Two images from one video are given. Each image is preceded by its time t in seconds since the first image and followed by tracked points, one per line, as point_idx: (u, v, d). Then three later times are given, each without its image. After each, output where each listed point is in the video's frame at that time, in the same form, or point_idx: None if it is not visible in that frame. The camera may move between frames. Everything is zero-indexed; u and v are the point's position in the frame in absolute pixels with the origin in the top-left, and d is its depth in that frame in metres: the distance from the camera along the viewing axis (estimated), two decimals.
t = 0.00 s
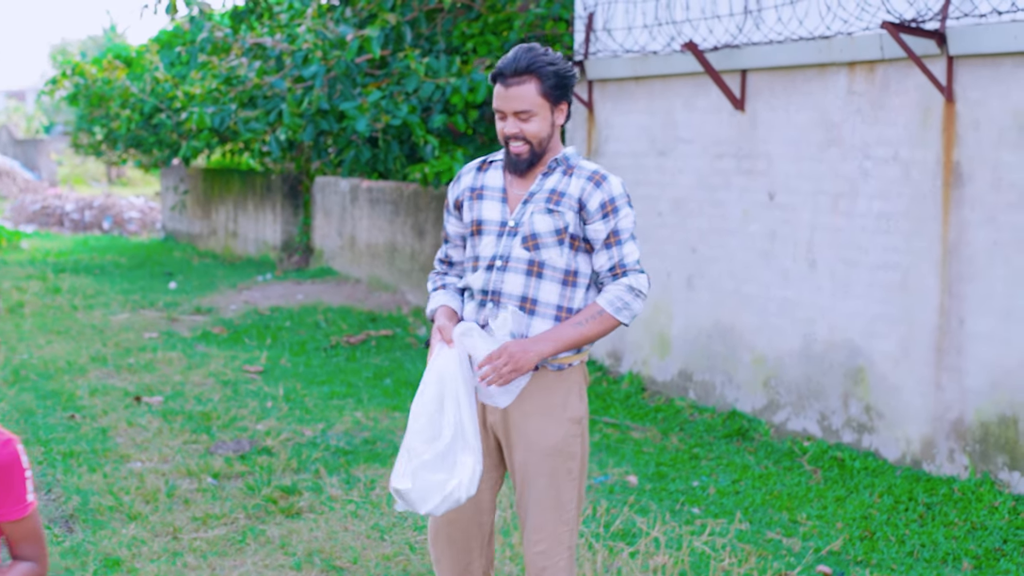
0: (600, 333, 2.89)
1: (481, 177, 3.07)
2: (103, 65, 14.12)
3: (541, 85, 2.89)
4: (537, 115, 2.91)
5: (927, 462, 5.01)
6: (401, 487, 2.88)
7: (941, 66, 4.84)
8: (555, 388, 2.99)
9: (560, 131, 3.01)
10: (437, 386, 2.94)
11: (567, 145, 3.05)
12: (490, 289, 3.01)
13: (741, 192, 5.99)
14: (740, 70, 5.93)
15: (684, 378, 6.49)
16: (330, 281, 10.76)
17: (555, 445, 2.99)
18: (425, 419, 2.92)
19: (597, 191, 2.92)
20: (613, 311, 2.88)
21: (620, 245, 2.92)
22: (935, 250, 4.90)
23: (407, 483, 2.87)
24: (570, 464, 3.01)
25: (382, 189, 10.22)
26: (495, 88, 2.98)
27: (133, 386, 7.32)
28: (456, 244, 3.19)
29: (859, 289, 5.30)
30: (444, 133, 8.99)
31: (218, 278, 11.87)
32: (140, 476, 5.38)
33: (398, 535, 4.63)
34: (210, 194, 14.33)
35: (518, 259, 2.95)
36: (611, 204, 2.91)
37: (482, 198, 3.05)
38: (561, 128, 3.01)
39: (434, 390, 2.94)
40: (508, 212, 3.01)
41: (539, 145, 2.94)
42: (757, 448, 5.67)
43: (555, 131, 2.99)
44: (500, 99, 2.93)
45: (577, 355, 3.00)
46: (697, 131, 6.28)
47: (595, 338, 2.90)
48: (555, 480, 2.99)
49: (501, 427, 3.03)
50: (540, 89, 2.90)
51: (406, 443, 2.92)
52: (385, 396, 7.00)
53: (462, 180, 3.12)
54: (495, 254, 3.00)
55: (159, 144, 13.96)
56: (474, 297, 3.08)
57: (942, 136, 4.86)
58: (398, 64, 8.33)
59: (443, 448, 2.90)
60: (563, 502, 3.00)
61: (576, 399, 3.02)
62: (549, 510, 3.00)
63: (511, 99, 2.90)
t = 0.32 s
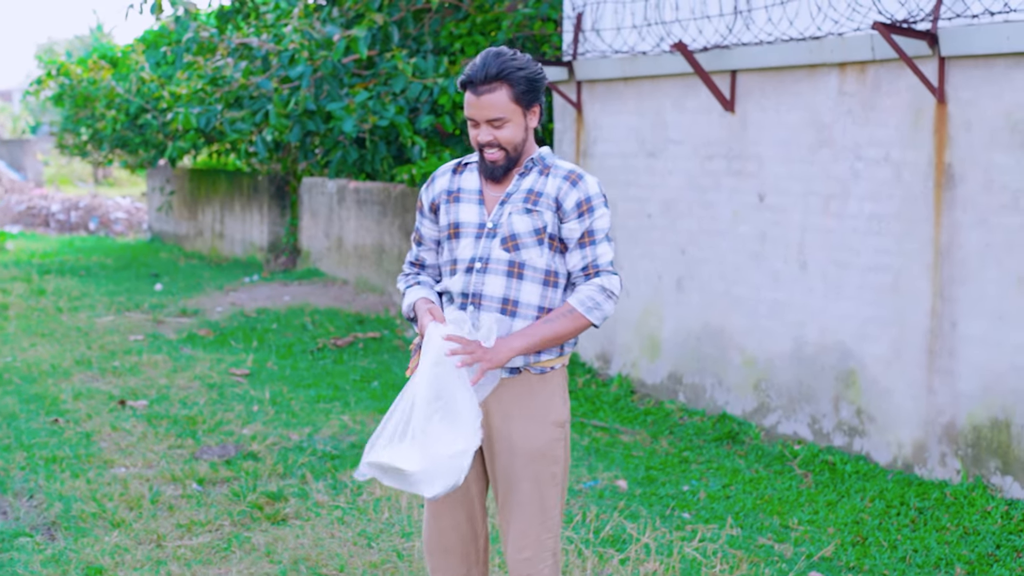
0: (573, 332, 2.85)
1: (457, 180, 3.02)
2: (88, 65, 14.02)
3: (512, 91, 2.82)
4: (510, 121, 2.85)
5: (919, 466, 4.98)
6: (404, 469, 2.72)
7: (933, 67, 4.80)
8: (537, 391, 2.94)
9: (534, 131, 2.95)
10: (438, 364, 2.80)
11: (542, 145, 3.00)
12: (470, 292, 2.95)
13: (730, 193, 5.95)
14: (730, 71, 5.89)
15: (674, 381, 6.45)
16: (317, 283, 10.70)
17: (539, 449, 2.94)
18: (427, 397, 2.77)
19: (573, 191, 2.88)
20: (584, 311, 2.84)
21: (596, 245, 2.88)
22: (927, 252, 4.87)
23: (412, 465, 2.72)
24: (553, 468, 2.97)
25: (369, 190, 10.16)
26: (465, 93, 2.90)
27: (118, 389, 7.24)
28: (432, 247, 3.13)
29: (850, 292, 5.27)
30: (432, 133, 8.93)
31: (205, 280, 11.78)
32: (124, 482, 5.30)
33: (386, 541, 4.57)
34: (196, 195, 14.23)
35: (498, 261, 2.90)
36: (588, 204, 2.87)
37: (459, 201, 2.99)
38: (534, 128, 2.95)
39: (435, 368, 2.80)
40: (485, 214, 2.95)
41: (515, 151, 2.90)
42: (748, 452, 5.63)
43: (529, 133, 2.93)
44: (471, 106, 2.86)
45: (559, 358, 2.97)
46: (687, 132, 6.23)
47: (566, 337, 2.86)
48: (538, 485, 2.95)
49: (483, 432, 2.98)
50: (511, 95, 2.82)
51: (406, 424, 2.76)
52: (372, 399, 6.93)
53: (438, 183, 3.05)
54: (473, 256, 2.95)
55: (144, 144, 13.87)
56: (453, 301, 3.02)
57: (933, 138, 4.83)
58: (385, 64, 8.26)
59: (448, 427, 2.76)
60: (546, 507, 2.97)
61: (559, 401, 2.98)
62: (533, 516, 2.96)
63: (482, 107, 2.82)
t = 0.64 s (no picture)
0: (539, 332, 2.80)
1: (433, 182, 2.97)
2: (75, 64, 13.93)
3: (483, 95, 2.76)
4: (484, 124, 2.79)
5: (911, 468, 4.95)
6: (423, 456, 2.68)
7: (925, 66, 4.77)
8: (521, 391, 2.90)
9: (507, 131, 2.90)
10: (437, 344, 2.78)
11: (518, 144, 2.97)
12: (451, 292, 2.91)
13: (721, 194, 5.91)
14: (720, 70, 5.85)
15: (664, 383, 6.40)
16: (304, 284, 10.63)
17: (525, 450, 2.91)
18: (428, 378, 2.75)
19: (548, 189, 2.85)
20: (553, 310, 2.78)
21: (567, 244, 2.83)
22: (919, 253, 4.83)
23: (431, 450, 2.68)
24: (540, 469, 2.94)
25: (357, 190, 10.09)
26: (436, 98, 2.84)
27: (103, 391, 7.16)
28: (407, 248, 3.08)
29: (842, 293, 5.23)
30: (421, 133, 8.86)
31: (192, 280, 11.69)
32: (109, 486, 5.23)
33: (375, 546, 4.52)
34: (183, 195, 14.13)
35: (478, 261, 2.87)
36: (560, 202, 2.83)
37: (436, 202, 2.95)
38: (507, 129, 2.90)
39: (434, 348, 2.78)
40: (462, 213, 2.92)
41: (490, 154, 2.85)
42: (739, 454, 5.59)
43: (503, 134, 2.88)
44: (443, 113, 2.80)
45: (543, 358, 2.94)
46: (677, 132, 6.19)
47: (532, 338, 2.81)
48: (524, 487, 2.92)
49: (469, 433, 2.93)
50: (483, 99, 2.77)
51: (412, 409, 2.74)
52: (361, 401, 6.87)
53: (415, 183, 3.01)
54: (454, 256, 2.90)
55: (131, 145, 13.77)
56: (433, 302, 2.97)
57: (926, 138, 4.79)
58: (374, 63, 8.20)
59: (457, 407, 2.74)
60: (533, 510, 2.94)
61: (544, 401, 2.94)
62: (521, 518, 2.92)
63: (455, 113, 2.77)
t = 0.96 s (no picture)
0: (527, 325, 2.75)
1: (409, 180, 2.92)
2: (61, 63, 13.81)
3: (456, 95, 2.72)
4: (458, 124, 2.75)
5: (905, 469, 4.91)
6: (433, 445, 2.69)
7: (920, 64, 4.73)
8: (510, 390, 2.85)
9: (480, 130, 2.86)
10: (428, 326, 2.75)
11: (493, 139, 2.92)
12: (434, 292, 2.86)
13: (713, 192, 5.87)
14: (712, 68, 5.81)
15: (655, 383, 6.36)
16: (293, 284, 10.56)
17: (516, 449, 2.86)
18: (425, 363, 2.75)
19: (525, 184, 2.81)
20: (541, 305, 2.74)
21: (548, 239, 2.80)
22: (914, 252, 4.79)
23: (440, 437, 2.69)
24: (530, 467, 2.89)
25: (346, 189, 10.03)
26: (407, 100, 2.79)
27: (89, 391, 7.08)
28: (385, 247, 3.02)
29: (835, 292, 5.19)
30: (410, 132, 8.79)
31: (180, 280, 11.60)
32: (94, 488, 5.16)
33: (364, 548, 4.46)
34: (171, 194, 14.03)
35: (459, 259, 2.83)
36: (539, 196, 2.80)
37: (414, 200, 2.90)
38: (480, 127, 2.86)
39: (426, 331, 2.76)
40: (441, 211, 2.87)
41: (465, 153, 2.81)
42: (731, 455, 5.54)
43: (476, 133, 2.84)
44: (415, 115, 2.75)
45: (532, 354, 2.88)
46: (668, 131, 6.14)
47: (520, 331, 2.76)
48: (515, 487, 2.87)
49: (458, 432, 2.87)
50: (455, 99, 2.73)
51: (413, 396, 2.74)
52: (349, 402, 6.81)
53: (389, 182, 2.95)
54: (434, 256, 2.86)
55: (118, 143, 13.67)
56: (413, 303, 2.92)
57: (921, 137, 4.76)
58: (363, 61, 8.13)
59: (456, 389, 2.74)
60: (523, 510, 2.89)
61: (533, 399, 2.89)
62: (512, 518, 2.88)
63: (428, 114, 2.72)
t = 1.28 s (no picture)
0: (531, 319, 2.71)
1: (390, 181, 2.85)
2: (50, 61, 13.69)
3: (434, 94, 2.67)
4: (439, 123, 2.70)
5: (903, 470, 4.86)
6: (421, 427, 2.64)
7: (918, 61, 4.68)
8: (504, 389, 2.79)
9: (461, 127, 2.81)
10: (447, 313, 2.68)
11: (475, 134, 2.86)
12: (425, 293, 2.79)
13: (708, 191, 5.81)
14: (707, 66, 5.76)
15: (650, 383, 6.31)
16: (284, 284, 10.49)
17: (512, 449, 2.80)
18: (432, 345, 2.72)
19: (513, 179, 2.75)
20: (546, 297, 2.71)
21: (542, 233, 2.77)
22: (912, 251, 4.75)
23: (429, 420, 2.63)
24: (526, 466, 2.84)
25: (337, 188, 9.96)
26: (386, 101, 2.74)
27: (79, 393, 7.00)
28: (371, 251, 2.99)
29: (832, 292, 5.14)
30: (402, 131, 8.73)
31: (170, 280, 11.51)
32: (83, 490, 5.09)
33: (356, 552, 4.40)
34: (161, 194, 13.94)
35: (449, 259, 2.77)
36: (529, 191, 2.75)
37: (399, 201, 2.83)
38: (461, 125, 2.81)
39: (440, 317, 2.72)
40: (426, 211, 2.81)
41: (448, 152, 2.75)
42: (727, 456, 5.50)
43: (458, 131, 2.79)
44: (394, 116, 2.70)
45: (524, 353, 2.82)
46: (663, 129, 6.09)
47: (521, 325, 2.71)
48: (511, 487, 2.82)
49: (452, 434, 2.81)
50: (434, 99, 2.67)
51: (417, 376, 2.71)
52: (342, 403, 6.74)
53: (370, 185, 2.89)
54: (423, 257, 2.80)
55: (108, 143, 13.56)
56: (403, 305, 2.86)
57: (919, 135, 4.71)
58: (354, 59, 8.06)
59: (459, 375, 2.68)
60: (521, 510, 2.84)
61: (527, 397, 2.84)
62: (509, 519, 2.82)
63: (407, 115, 2.67)
